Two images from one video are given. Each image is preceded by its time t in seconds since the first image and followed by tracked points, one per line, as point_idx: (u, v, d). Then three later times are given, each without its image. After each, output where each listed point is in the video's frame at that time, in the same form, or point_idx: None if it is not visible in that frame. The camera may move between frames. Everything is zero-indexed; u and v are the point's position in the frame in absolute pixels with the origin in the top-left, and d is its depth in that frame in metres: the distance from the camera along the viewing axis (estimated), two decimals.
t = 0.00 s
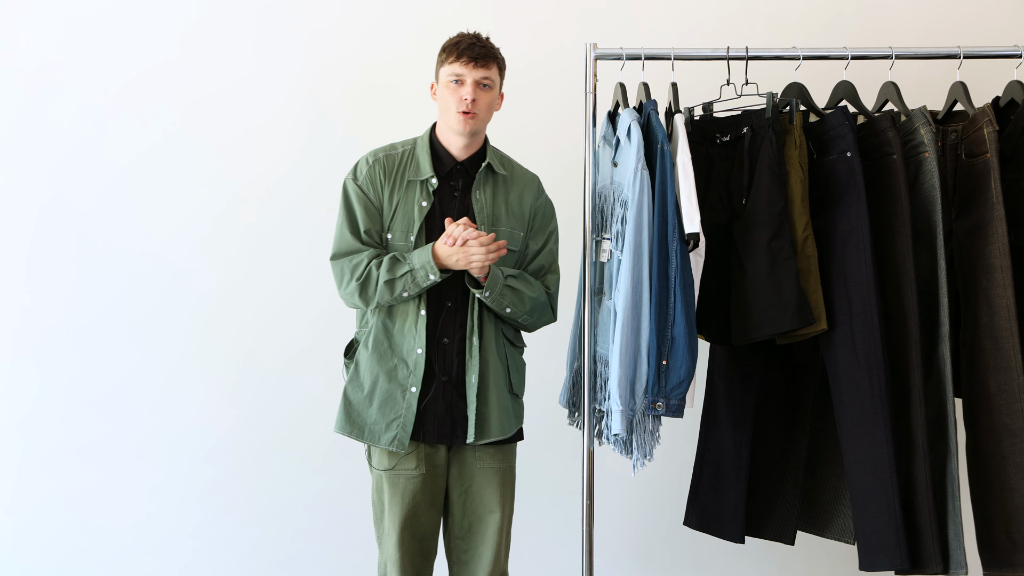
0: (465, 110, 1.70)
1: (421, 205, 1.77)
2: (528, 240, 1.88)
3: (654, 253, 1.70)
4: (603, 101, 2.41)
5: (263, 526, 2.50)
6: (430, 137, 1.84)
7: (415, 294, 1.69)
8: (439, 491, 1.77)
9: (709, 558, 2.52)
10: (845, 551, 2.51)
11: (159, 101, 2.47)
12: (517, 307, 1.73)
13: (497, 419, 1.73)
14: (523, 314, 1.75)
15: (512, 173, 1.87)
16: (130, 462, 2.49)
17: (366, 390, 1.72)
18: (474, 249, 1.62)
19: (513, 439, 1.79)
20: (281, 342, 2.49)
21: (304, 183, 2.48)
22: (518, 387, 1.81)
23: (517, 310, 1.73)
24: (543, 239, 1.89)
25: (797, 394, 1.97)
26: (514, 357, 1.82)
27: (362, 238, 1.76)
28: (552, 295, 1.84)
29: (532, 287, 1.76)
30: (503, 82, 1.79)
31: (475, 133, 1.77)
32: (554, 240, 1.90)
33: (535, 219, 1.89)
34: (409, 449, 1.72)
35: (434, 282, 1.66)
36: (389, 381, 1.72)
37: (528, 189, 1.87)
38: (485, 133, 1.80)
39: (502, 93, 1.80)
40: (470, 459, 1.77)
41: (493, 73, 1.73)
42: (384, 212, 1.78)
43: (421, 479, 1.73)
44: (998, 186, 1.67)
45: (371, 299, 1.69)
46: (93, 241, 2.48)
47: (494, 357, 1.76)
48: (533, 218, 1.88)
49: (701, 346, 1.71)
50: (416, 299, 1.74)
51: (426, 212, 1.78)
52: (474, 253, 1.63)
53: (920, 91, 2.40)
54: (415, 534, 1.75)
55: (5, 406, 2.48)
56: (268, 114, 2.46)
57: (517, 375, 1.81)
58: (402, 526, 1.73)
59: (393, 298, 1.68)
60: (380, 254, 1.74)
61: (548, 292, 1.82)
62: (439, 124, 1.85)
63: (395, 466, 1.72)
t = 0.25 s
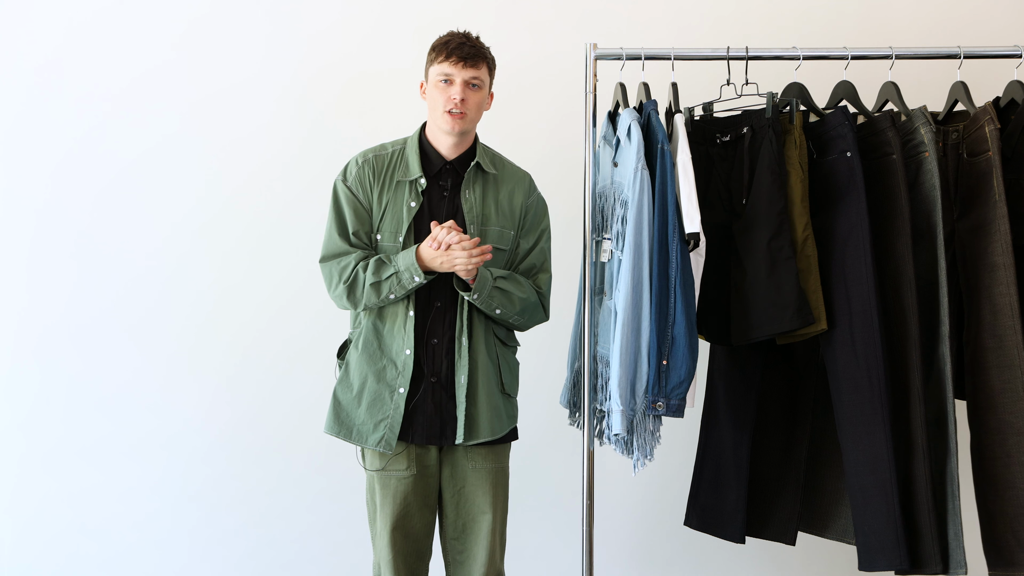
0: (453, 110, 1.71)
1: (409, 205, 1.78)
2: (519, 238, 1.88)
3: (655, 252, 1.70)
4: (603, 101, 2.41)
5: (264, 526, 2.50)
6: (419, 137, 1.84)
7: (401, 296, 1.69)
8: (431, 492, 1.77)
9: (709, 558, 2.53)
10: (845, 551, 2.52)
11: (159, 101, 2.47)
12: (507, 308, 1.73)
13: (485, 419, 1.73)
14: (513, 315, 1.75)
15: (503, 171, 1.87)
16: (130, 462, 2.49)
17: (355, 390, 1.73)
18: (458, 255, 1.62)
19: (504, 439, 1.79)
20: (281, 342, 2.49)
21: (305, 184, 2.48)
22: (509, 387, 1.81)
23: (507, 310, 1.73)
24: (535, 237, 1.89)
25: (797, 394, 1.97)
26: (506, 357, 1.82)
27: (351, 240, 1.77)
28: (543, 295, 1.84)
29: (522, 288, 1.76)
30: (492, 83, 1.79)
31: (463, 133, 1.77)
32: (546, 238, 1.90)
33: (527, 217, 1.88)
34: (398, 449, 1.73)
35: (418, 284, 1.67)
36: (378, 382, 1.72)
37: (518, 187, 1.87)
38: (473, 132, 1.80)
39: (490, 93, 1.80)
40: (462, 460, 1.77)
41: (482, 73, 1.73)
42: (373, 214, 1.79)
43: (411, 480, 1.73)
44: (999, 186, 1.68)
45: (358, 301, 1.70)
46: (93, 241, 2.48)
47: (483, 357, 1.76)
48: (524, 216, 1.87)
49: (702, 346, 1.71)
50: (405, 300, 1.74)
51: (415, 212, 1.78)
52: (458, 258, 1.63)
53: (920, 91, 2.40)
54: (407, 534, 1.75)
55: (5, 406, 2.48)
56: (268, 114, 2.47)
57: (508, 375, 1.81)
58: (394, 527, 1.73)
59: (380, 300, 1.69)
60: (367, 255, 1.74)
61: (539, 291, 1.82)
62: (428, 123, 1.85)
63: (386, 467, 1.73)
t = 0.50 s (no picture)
0: (449, 112, 1.70)
1: (404, 206, 1.78)
2: (515, 239, 1.87)
3: (655, 252, 1.70)
4: (603, 101, 2.41)
5: (264, 526, 2.50)
6: (414, 138, 1.84)
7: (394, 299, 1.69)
8: (428, 493, 1.77)
9: (710, 558, 2.53)
10: (845, 551, 2.52)
11: (159, 101, 2.47)
12: (501, 309, 1.73)
13: (479, 421, 1.73)
14: (507, 316, 1.74)
15: (498, 172, 1.87)
16: (130, 462, 2.49)
17: (350, 391, 1.73)
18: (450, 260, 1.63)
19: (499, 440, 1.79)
20: (281, 342, 2.49)
21: (305, 184, 2.48)
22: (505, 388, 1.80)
23: (501, 311, 1.73)
24: (531, 239, 1.89)
25: (797, 394, 1.97)
26: (501, 358, 1.82)
27: (345, 241, 1.77)
28: (539, 297, 1.83)
29: (517, 290, 1.76)
30: (490, 85, 1.79)
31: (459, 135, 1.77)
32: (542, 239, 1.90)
33: (523, 219, 1.88)
34: (394, 450, 1.73)
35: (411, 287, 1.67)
36: (373, 383, 1.72)
37: (514, 188, 1.86)
38: (469, 135, 1.80)
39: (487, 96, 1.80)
40: (457, 462, 1.77)
41: (480, 76, 1.73)
42: (368, 215, 1.79)
43: (407, 481, 1.73)
44: (999, 186, 1.68)
45: (352, 303, 1.70)
46: (93, 241, 2.48)
47: (478, 358, 1.76)
48: (520, 217, 1.87)
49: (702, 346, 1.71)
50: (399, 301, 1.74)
51: (410, 213, 1.78)
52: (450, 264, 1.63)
53: (920, 91, 2.40)
54: (404, 535, 1.75)
55: (5, 406, 2.48)
56: (268, 114, 2.47)
57: (504, 376, 1.81)
58: (391, 528, 1.73)
59: (373, 302, 1.69)
60: (362, 257, 1.74)
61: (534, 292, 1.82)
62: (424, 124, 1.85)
63: (382, 468, 1.73)
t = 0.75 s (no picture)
0: (449, 112, 1.70)
1: (402, 206, 1.77)
2: (513, 240, 1.87)
3: (655, 252, 1.70)
4: (603, 101, 2.41)
5: (264, 525, 2.50)
6: (412, 139, 1.83)
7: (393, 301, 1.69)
8: (428, 493, 1.77)
9: (710, 558, 2.53)
10: (845, 551, 2.52)
11: (159, 100, 2.46)
12: (501, 309, 1.73)
13: (479, 422, 1.73)
14: (507, 316, 1.74)
15: (496, 173, 1.87)
16: (130, 462, 2.49)
17: (348, 391, 1.73)
18: (452, 265, 1.62)
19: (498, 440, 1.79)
20: (281, 342, 2.48)
21: (305, 185, 2.48)
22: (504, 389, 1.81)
23: (500, 311, 1.73)
24: (529, 240, 1.89)
25: (797, 394, 1.98)
26: (501, 359, 1.82)
27: (344, 242, 1.77)
28: (538, 298, 1.84)
29: (516, 289, 1.76)
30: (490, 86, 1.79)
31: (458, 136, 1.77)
32: (540, 240, 1.90)
33: (521, 219, 1.88)
34: (392, 450, 1.72)
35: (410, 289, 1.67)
36: (371, 383, 1.72)
37: (512, 188, 1.87)
38: (468, 136, 1.80)
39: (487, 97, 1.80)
40: (457, 462, 1.77)
41: (481, 77, 1.73)
42: (366, 215, 1.78)
43: (407, 481, 1.73)
44: (999, 186, 1.68)
45: (350, 305, 1.70)
46: (93, 241, 2.48)
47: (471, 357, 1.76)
48: (518, 218, 1.87)
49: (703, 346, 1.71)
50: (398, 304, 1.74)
51: (409, 213, 1.78)
52: (453, 268, 1.63)
53: (919, 91, 2.40)
54: (403, 536, 1.75)
55: (4, 406, 2.47)
56: (268, 114, 2.46)
57: (503, 376, 1.81)
58: (391, 529, 1.73)
59: (372, 305, 1.69)
60: (360, 259, 1.74)
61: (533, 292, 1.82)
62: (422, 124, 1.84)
63: (381, 468, 1.73)
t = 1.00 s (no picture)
0: (448, 112, 1.70)
1: (402, 206, 1.77)
2: (513, 239, 1.87)
3: (655, 252, 1.70)
4: (603, 101, 2.41)
5: (264, 525, 2.50)
6: (411, 139, 1.83)
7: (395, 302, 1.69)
8: (428, 492, 1.77)
9: (710, 558, 2.53)
10: (845, 551, 2.52)
11: (159, 100, 2.46)
12: (503, 308, 1.73)
13: (481, 422, 1.73)
14: (508, 315, 1.75)
15: (495, 173, 1.87)
16: (130, 462, 2.49)
17: (348, 391, 1.72)
18: (456, 266, 1.63)
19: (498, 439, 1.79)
20: (281, 342, 2.48)
21: (305, 185, 2.48)
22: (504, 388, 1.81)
23: (502, 310, 1.73)
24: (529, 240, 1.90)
25: (797, 394, 1.98)
26: (501, 358, 1.82)
27: (343, 241, 1.77)
28: (539, 298, 1.84)
29: (516, 288, 1.76)
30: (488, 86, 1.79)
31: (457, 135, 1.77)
32: (540, 240, 1.90)
33: (520, 219, 1.89)
34: (393, 450, 1.72)
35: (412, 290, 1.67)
36: (372, 383, 1.72)
37: (511, 188, 1.87)
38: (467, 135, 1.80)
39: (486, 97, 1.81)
40: (456, 462, 1.77)
41: (480, 77, 1.73)
42: (365, 215, 1.78)
43: (407, 480, 1.73)
44: (998, 186, 1.68)
45: (352, 306, 1.70)
46: (93, 241, 2.48)
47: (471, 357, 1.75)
48: (518, 218, 1.88)
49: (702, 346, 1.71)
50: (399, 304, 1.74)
51: (409, 213, 1.78)
52: (457, 269, 1.63)
53: (919, 91, 2.40)
54: (403, 536, 1.75)
55: (4, 406, 2.47)
56: (268, 114, 2.46)
57: (503, 375, 1.81)
58: (392, 529, 1.73)
59: (374, 306, 1.69)
60: (360, 260, 1.74)
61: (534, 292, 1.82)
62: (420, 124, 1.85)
63: (382, 468, 1.73)
